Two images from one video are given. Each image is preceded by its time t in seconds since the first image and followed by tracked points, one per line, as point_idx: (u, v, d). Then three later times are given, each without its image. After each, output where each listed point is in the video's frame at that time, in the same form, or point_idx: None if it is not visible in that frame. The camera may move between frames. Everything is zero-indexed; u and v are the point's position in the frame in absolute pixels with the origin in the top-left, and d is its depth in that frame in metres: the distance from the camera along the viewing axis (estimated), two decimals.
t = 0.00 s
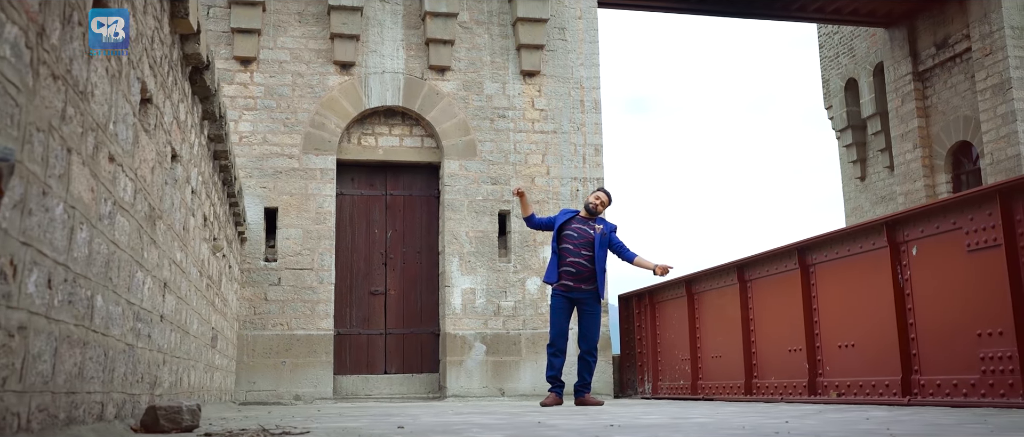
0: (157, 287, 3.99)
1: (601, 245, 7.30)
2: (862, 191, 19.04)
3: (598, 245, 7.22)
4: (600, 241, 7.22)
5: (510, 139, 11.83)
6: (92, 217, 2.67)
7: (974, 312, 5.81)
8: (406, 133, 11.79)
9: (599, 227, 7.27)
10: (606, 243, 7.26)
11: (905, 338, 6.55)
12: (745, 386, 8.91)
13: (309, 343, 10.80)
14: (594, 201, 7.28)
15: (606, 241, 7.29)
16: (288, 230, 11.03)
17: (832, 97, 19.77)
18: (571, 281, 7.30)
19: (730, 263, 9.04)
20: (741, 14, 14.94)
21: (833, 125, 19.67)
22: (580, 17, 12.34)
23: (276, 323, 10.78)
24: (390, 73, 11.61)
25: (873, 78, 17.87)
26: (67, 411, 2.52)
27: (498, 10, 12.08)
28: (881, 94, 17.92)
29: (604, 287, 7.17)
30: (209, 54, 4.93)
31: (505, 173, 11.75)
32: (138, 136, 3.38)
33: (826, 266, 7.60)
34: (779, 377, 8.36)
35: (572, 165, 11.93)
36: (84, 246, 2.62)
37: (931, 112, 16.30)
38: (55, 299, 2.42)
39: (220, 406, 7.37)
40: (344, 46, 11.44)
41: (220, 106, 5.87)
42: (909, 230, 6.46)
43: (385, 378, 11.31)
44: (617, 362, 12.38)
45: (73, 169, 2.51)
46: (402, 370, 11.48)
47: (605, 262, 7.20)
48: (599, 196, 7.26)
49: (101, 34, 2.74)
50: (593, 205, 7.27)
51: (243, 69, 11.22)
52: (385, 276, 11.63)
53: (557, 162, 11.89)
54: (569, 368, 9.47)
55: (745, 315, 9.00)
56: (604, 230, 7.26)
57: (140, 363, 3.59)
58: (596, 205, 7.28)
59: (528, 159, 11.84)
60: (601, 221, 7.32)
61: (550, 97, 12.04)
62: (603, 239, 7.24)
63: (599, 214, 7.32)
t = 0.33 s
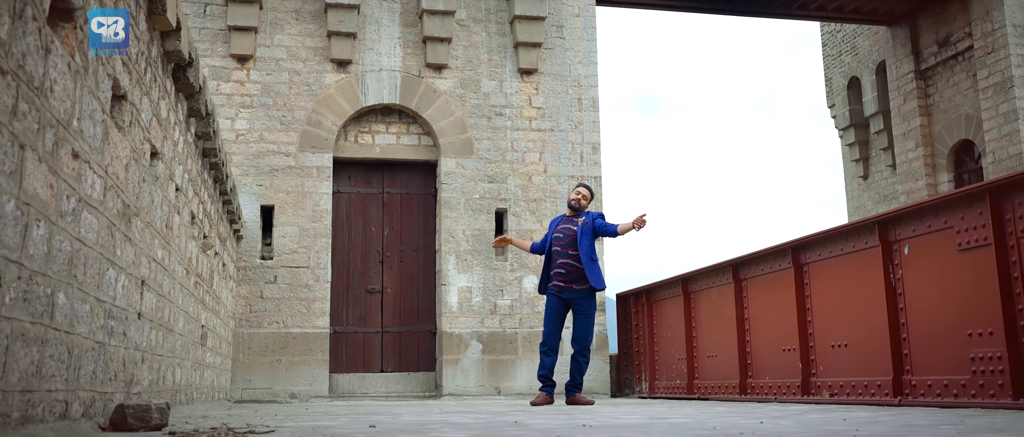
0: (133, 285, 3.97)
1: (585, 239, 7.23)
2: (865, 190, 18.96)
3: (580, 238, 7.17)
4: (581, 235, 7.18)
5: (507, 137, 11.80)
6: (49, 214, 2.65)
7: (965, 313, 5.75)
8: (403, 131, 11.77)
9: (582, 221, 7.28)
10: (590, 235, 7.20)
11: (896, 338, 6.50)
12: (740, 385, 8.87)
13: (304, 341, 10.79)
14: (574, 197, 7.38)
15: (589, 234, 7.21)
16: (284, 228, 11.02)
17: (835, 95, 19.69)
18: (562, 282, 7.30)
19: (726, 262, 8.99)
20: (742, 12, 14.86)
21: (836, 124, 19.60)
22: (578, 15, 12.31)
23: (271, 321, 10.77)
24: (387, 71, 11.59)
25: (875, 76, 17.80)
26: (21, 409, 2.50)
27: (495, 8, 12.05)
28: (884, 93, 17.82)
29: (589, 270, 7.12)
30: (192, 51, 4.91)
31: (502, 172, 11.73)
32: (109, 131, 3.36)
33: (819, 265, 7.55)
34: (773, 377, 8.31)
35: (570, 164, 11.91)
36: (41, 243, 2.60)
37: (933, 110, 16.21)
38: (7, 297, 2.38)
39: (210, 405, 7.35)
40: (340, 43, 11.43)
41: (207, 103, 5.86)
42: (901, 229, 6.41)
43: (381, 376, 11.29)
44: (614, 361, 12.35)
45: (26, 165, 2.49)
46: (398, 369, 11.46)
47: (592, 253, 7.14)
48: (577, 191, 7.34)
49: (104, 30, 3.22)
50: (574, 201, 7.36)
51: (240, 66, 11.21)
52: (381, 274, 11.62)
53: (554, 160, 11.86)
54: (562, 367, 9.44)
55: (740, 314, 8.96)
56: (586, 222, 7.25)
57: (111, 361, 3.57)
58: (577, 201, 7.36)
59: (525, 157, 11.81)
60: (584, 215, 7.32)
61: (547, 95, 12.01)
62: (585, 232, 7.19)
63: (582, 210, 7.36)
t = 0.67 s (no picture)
0: (121, 289, 3.97)
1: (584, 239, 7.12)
2: (877, 193, 18.81)
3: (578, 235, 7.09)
4: (580, 235, 7.09)
5: (514, 140, 11.78)
6: (20, 219, 2.65)
7: (966, 317, 5.69)
8: (409, 135, 11.76)
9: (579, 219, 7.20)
10: (587, 232, 7.11)
11: (899, 343, 6.42)
12: (745, 390, 8.80)
13: (310, 345, 10.80)
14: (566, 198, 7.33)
15: (587, 233, 7.10)
16: (290, 232, 11.04)
17: (847, 98, 19.56)
18: (566, 285, 7.22)
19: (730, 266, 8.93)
20: (752, 14, 14.77)
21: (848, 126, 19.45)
22: (585, 18, 12.28)
23: (277, 325, 10.79)
24: (393, 74, 11.60)
25: (888, 78, 17.66)
26: None
27: (502, 11, 12.05)
28: (896, 95, 17.67)
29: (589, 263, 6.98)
30: (185, 56, 4.92)
31: (509, 175, 11.70)
32: (92, 136, 3.36)
33: (823, 269, 7.48)
34: (777, 382, 8.24)
35: (577, 167, 11.88)
36: (12, 248, 2.60)
37: (946, 112, 16.06)
38: None
39: (211, 408, 7.37)
40: (347, 47, 11.44)
41: (203, 108, 5.87)
42: (903, 233, 6.34)
43: (387, 380, 11.29)
44: (622, 365, 12.28)
45: None
46: (405, 373, 11.46)
47: (590, 244, 7.02)
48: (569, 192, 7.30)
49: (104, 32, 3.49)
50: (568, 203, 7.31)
51: (247, 71, 11.24)
52: (388, 278, 11.62)
53: (561, 164, 11.84)
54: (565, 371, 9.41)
55: (745, 318, 8.89)
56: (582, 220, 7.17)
57: (96, 366, 3.56)
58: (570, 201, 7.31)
59: (531, 161, 11.78)
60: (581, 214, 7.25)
61: (554, 98, 11.98)
62: (582, 231, 7.11)
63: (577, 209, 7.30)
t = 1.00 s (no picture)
0: (104, 291, 3.98)
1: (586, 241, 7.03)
2: (888, 193, 18.64)
3: (583, 235, 7.02)
4: (584, 237, 7.01)
5: (517, 141, 11.76)
6: None
7: (962, 318, 5.64)
8: (413, 135, 11.77)
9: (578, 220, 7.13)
10: (590, 233, 7.06)
11: (896, 344, 6.37)
12: (746, 391, 8.75)
13: (314, 346, 10.82)
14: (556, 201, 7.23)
15: (589, 235, 7.03)
16: (294, 233, 11.07)
17: (858, 97, 19.43)
18: (568, 288, 7.10)
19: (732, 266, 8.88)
20: (759, 14, 14.68)
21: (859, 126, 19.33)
22: (589, 18, 12.25)
23: (281, 326, 10.81)
24: (397, 75, 11.60)
25: (898, 77, 17.53)
26: None
27: (505, 12, 12.03)
28: (907, 94, 17.53)
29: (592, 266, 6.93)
30: (173, 58, 4.94)
31: (512, 176, 11.69)
32: (68, 138, 3.37)
33: (823, 270, 7.43)
34: (778, 383, 8.18)
35: (581, 167, 11.85)
36: None
37: (956, 111, 15.93)
38: None
39: (210, 410, 7.39)
40: (350, 48, 11.46)
41: (196, 110, 5.88)
42: (901, 233, 6.28)
43: (391, 381, 11.30)
44: (627, 366, 12.24)
45: None
46: (409, 373, 11.46)
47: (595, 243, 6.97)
48: (560, 195, 7.21)
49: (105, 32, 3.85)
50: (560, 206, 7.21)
51: (250, 72, 11.29)
52: (392, 278, 11.63)
53: (565, 164, 11.81)
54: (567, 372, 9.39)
55: (746, 319, 8.84)
56: (583, 220, 7.11)
57: (75, 368, 3.57)
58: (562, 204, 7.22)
59: (535, 161, 11.76)
60: (578, 217, 7.17)
61: (558, 98, 11.95)
62: (585, 234, 7.04)
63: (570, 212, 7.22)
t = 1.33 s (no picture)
0: (82, 289, 4.00)
1: (589, 237, 7.06)
2: (897, 191, 18.48)
3: (589, 232, 7.01)
4: (590, 234, 7.03)
5: (519, 139, 11.75)
6: None
7: (953, 316, 5.58)
8: (414, 134, 11.78)
9: (580, 217, 7.09)
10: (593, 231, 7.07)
11: (890, 342, 6.31)
12: (744, 390, 8.71)
13: (315, 345, 10.85)
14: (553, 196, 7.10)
15: (592, 231, 7.05)
16: (295, 232, 11.10)
17: (867, 94, 19.30)
18: (565, 284, 7.02)
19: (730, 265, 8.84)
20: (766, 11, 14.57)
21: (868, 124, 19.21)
22: (591, 16, 12.22)
23: (282, 324, 10.85)
24: (398, 74, 11.62)
25: (906, 74, 17.40)
26: None
27: (507, 10, 12.02)
28: (915, 91, 17.39)
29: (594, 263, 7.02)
30: (156, 56, 4.96)
31: (513, 174, 11.67)
32: (39, 136, 3.39)
33: (819, 268, 7.38)
34: (776, 382, 8.14)
35: (582, 165, 11.82)
36: None
37: (964, 108, 15.80)
38: None
39: (205, 407, 7.43)
40: (351, 47, 11.48)
41: (185, 108, 5.90)
42: (894, 231, 6.23)
43: (393, 379, 11.31)
44: (629, 364, 12.20)
45: None
46: (410, 372, 11.47)
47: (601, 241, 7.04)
48: (557, 192, 7.09)
49: (106, 31, 4.13)
50: (558, 202, 7.12)
51: (252, 71, 11.33)
52: (393, 277, 11.65)
53: (566, 162, 11.79)
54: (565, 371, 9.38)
55: (745, 318, 8.80)
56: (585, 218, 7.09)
57: (49, 365, 3.58)
58: (559, 200, 7.12)
59: (537, 159, 11.75)
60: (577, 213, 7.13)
61: (560, 96, 11.94)
62: (590, 230, 7.05)
63: (565, 208, 7.14)
